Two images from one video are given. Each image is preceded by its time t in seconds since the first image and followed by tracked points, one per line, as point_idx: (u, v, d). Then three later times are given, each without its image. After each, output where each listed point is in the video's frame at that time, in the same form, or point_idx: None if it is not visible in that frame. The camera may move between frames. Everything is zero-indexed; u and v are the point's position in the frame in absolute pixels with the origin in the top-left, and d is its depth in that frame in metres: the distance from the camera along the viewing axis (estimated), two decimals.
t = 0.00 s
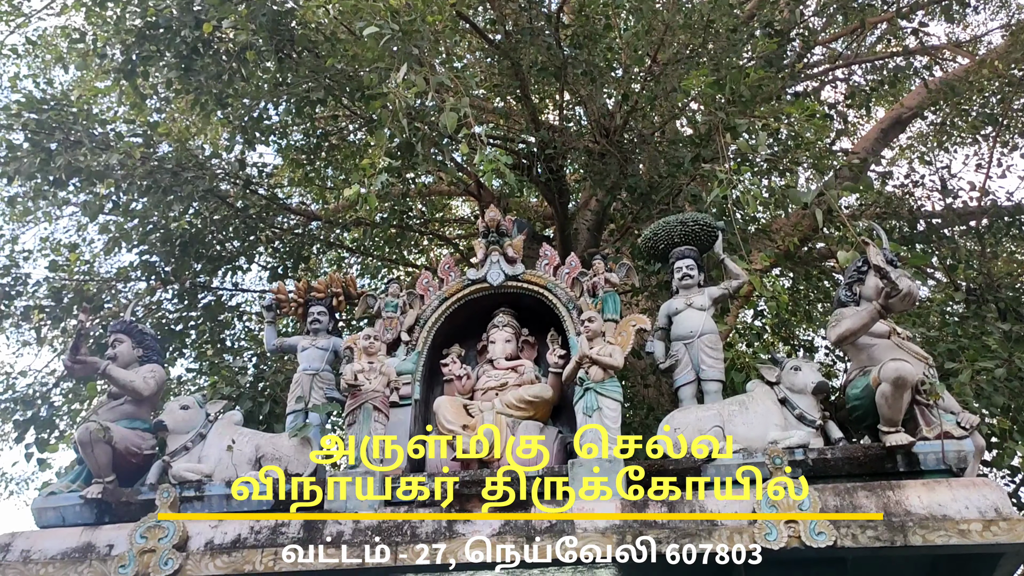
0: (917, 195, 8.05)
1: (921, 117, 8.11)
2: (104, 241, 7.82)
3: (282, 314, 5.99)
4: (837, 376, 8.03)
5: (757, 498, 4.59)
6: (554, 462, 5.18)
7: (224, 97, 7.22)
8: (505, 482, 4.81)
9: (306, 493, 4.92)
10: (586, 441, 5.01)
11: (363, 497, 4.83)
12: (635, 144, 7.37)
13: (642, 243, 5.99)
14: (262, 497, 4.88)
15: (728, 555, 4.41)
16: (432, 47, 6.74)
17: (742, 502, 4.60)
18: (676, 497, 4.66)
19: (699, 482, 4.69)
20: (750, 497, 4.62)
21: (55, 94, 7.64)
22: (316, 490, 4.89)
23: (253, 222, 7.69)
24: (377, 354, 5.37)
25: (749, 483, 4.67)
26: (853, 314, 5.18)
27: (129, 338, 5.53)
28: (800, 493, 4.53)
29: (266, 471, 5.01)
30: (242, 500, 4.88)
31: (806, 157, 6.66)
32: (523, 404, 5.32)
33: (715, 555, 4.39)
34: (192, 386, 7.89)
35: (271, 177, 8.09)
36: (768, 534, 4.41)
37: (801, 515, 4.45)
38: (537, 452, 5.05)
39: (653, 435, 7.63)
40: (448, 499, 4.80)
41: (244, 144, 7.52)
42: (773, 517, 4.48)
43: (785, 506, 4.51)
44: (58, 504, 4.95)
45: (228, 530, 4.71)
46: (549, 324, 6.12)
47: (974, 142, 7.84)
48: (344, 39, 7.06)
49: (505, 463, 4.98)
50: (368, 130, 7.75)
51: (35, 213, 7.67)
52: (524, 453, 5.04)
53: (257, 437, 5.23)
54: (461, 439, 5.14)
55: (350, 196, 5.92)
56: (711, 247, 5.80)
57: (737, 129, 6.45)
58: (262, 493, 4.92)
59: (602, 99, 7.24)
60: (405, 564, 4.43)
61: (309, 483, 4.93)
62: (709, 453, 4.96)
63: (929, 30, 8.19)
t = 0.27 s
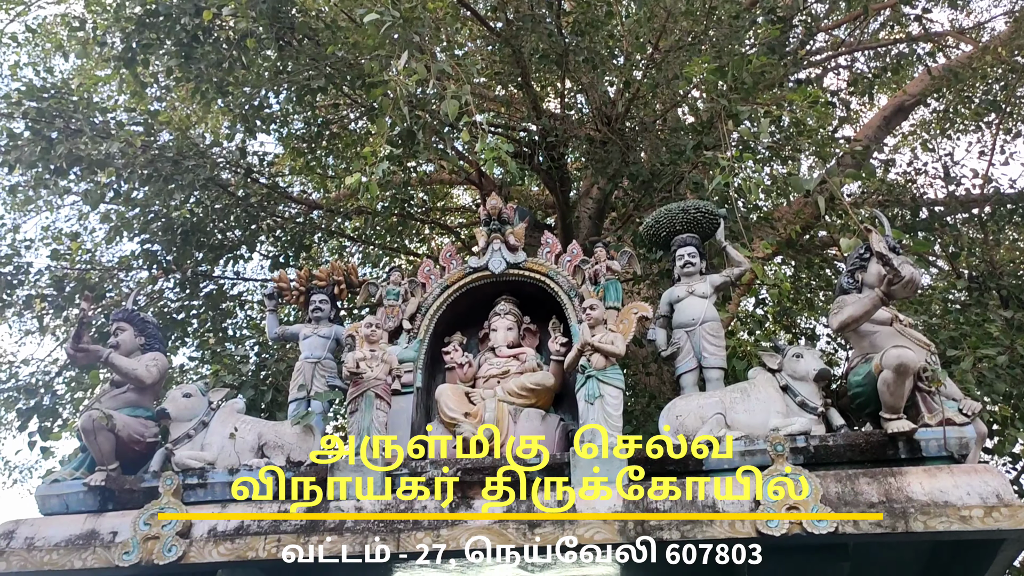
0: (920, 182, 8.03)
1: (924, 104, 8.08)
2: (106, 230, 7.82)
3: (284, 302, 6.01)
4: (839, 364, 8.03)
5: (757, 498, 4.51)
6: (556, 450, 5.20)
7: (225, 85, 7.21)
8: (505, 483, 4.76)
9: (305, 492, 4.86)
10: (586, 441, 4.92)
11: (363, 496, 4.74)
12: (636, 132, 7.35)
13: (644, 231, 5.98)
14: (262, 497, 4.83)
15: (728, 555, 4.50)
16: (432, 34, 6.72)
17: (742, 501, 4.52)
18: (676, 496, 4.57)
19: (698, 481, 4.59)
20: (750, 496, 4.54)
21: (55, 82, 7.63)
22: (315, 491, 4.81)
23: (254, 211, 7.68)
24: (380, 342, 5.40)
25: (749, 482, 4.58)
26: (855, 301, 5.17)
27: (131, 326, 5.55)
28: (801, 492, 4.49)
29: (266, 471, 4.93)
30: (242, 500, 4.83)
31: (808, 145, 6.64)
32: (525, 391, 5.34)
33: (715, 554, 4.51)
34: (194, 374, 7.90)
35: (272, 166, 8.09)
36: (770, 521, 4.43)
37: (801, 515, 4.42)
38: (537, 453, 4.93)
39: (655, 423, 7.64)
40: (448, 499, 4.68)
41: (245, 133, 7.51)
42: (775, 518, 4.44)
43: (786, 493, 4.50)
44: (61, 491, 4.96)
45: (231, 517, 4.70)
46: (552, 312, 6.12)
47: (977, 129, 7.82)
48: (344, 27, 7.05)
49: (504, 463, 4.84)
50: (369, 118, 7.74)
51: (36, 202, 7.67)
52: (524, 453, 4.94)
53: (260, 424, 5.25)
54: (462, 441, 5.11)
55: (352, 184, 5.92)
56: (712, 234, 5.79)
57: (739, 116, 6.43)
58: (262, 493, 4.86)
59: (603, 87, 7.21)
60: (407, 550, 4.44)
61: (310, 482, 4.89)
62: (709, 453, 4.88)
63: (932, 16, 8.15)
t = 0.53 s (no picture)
0: (923, 168, 8.00)
1: (928, 89, 8.05)
2: (108, 217, 7.83)
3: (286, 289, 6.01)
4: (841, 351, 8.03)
5: (757, 498, 4.48)
6: (558, 436, 5.21)
7: (225, 72, 7.19)
8: (505, 482, 4.71)
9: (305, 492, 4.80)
10: (586, 441, 4.86)
11: (362, 497, 4.65)
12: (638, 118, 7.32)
13: (645, 217, 5.96)
14: (262, 497, 4.73)
15: (728, 554, 4.69)
16: (433, 20, 6.70)
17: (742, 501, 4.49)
18: (676, 495, 4.52)
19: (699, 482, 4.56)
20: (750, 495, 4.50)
21: (56, 69, 7.62)
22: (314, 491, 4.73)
23: (256, 199, 7.68)
24: (381, 329, 5.43)
25: (748, 482, 4.54)
26: (858, 286, 5.16)
27: (133, 314, 5.55)
28: (801, 492, 4.45)
29: (266, 471, 4.87)
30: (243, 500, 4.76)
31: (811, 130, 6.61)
32: (528, 377, 5.35)
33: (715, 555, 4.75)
34: (197, 362, 7.93)
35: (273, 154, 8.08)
36: (772, 506, 4.44)
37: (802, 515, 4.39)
38: (537, 452, 4.81)
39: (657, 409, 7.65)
40: (448, 499, 4.60)
41: (246, 120, 7.49)
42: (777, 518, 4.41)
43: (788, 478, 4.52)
44: (65, 477, 4.99)
45: (235, 503, 4.73)
46: (553, 298, 6.12)
47: (980, 114, 7.79)
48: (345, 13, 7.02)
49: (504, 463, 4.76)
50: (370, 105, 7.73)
51: (38, 190, 7.68)
52: (524, 452, 4.82)
53: (262, 410, 5.27)
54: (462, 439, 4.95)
55: (353, 171, 5.90)
56: (715, 220, 5.78)
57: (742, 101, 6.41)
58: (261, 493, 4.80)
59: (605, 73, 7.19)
60: (411, 536, 4.46)
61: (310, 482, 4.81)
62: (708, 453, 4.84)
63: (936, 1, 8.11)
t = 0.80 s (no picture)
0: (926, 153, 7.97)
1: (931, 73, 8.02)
2: (109, 203, 7.83)
3: (288, 275, 6.00)
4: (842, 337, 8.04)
5: (757, 499, 4.43)
6: (560, 421, 5.22)
7: (226, 58, 7.17)
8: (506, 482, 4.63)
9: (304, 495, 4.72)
10: (586, 441, 4.79)
11: (362, 497, 4.58)
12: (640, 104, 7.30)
13: (647, 202, 5.95)
14: (262, 498, 4.66)
15: (727, 554, 4.82)
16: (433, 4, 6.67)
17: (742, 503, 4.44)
18: (677, 495, 4.48)
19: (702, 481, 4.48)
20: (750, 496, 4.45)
21: (56, 54, 7.60)
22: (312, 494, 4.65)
23: (257, 185, 7.68)
24: (384, 314, 5.45)
25: (748, 483, 4.47)
26: (860, 271, 5.15)
27: (136, 300, 5.56)
28: (800, 492, 4.41)
29: (267, 471, 4.79)
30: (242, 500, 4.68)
31: (814, 115, 6.60)
32: (530, 363, 5.36)
33: (715, 555, 4.88)
34: (200, 348, 7.95)
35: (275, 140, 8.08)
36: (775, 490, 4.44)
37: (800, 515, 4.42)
38: (537, 452, 4.77)
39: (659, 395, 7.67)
40: (448, 499, 4.54)
41: (247, 106, 7.47)
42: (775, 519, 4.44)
43: (791, 462, 4.50)
44: (70, 463, 5.01)
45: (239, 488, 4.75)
46: (555, 284, 6.12)
47: (984, 99, 7.76)
48: None
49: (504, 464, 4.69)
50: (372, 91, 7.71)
51: (39, 176, 7.68)
52: (524, 452, 4.77)
53: (265, 396, 5.28)
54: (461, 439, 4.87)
55: (354, 156, 5.88)
56: (717, 205, 5.76)
57: (744, 85, 6.39)
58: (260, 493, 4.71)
59: (607, 58, 7.16)
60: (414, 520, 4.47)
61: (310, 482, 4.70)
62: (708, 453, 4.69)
63: None
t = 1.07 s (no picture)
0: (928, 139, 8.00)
1: (934, 56, 7.98)
2: (110, 188, 7.82)
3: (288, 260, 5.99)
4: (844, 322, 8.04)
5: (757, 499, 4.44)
6: (561, 404, 5.22)
7: (225, 42, 7.14)
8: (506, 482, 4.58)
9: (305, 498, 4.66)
10: (586, 440, 4.72)
11: (363, 497, 4.53)
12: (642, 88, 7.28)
13: (649, 186, 5.94)
14: (262, 498, 4.61)
15: (728, 555, 4.91)
16: None
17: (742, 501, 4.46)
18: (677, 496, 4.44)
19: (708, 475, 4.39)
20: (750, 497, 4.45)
21: (55, 38, 7.57)
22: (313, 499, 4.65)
23: (258, 170, 7.67)
24: (386, 298, 5.45)
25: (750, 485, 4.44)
26: (862, 254, 5.15)
27: (137, 284, 5.56)
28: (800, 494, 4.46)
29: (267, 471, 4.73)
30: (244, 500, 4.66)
31: (816, 98, 6.57)
32: (532, 347, 5.37)
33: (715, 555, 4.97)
34: (201, 333, 7.96)
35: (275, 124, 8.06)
36: (775, 473, 4.45)
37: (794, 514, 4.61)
38: (537, 452, 4.67)
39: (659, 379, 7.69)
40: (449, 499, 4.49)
41: (246, 90, 7.44)
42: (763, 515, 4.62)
43: (792, 445, 4.51)
44: (73, 446, 5.03)
45: (241, 472, 4.76)
46: (557, 268, 6.11)
47: (987, 82, 7.73)
48: None
49: (504, 463, 4.63)
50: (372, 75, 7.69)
51: (40, 161, 7.68)
52: (524, 452, 4.70)
53: (267, 380, 5.29)
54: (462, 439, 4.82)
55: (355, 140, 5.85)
56: (719, 188, 5.75)
57: (746, 68, 6.36)
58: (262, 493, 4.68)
59: (608, 41, 7.13)
60: (416, 504, 4.48)
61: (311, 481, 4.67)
62: (709, 453, 4.61)
63: None
